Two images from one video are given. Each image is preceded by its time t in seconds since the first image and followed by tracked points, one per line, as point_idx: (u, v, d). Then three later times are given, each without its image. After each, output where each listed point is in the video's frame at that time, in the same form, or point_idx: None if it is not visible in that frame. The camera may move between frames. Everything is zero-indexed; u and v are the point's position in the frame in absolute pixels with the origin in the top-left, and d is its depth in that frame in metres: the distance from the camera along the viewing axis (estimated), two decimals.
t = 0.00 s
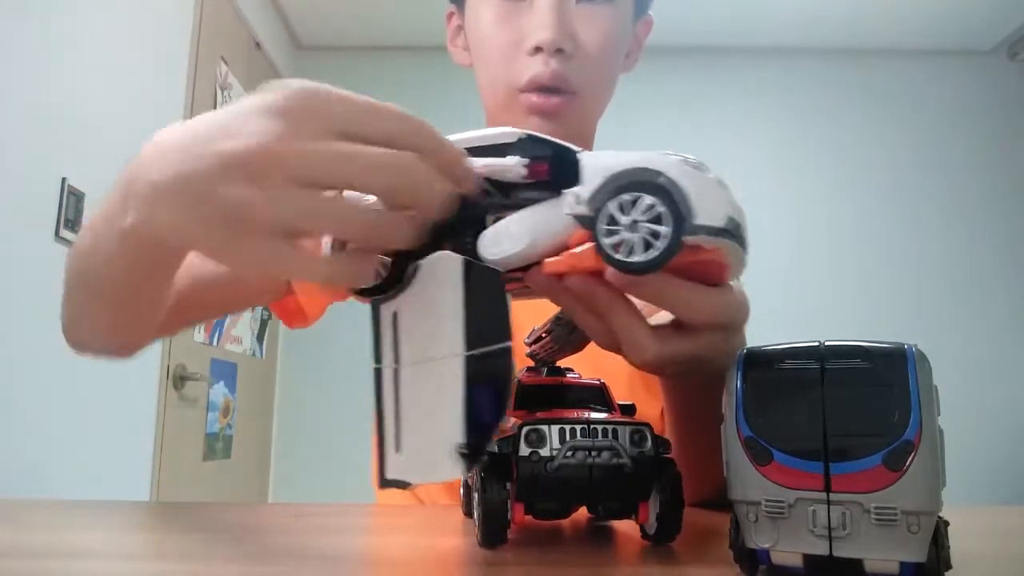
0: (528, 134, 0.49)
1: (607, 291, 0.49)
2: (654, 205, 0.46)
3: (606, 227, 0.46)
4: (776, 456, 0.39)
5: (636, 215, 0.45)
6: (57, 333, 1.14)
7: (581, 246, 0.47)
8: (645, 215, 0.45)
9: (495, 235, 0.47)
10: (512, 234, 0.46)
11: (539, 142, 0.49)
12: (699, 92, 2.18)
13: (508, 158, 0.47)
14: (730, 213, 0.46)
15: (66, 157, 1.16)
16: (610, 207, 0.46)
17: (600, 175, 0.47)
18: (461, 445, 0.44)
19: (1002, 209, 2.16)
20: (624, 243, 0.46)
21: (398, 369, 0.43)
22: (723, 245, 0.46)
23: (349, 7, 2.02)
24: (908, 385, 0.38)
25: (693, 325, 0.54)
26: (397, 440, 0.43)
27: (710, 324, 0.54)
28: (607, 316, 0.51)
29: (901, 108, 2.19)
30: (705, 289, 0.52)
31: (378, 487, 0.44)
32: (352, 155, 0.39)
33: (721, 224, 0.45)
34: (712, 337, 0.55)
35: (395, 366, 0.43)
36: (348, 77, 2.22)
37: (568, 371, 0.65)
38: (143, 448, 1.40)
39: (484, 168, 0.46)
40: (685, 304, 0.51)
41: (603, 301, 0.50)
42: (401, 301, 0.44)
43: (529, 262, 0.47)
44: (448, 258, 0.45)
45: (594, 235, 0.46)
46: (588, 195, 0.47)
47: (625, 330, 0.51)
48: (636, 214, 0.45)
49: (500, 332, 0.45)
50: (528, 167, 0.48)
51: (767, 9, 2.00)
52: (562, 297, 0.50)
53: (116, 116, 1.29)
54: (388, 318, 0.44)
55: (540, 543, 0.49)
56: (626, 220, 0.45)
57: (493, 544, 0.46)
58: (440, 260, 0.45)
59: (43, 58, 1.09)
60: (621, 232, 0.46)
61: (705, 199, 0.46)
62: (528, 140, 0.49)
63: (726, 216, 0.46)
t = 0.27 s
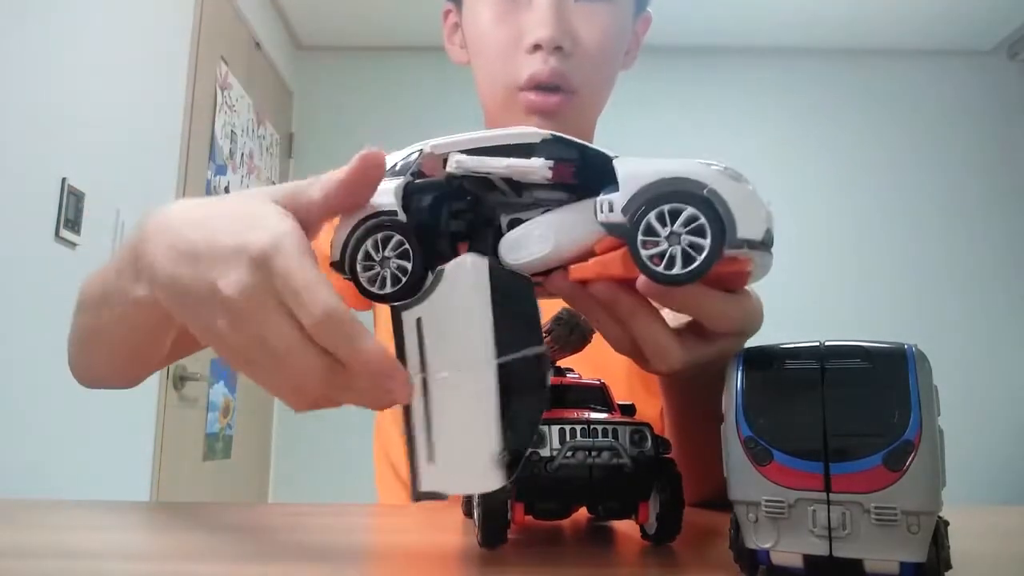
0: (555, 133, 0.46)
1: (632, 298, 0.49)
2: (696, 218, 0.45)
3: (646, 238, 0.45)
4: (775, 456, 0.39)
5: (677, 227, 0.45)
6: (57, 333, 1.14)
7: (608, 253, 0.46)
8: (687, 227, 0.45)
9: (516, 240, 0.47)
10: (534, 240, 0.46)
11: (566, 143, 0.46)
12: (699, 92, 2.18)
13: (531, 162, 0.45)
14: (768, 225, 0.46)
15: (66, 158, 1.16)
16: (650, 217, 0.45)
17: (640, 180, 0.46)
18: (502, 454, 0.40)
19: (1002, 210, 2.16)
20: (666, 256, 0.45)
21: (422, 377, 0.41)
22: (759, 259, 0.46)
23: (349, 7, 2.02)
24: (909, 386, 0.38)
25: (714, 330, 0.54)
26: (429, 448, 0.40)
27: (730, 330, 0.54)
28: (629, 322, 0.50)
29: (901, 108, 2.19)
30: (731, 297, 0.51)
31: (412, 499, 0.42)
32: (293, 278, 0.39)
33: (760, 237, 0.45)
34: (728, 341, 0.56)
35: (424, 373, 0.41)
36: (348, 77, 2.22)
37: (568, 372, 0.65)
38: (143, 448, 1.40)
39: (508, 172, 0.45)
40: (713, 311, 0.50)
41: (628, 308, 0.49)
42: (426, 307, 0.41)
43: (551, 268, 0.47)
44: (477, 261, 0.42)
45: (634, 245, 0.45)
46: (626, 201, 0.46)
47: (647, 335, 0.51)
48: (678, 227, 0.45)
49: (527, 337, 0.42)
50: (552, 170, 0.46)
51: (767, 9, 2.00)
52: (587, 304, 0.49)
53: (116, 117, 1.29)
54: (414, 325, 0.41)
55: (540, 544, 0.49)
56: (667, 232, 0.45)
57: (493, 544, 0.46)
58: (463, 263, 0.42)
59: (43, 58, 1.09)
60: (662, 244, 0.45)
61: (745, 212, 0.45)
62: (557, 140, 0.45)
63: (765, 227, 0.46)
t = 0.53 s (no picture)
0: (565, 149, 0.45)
1: (642, 320, 0.49)
2: (715, 246, 0.44)
3: (665, 266, 0.44)
4: (775, 456, 0.39)
5: (697, 256, 0.44)
6: (57, 333, 1.14)
7: (618, 271, 0.47)
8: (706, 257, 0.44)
9: (527, 259, 0.46)
10: (542, 258, 0.46)
11: (577, 161, 0.45)
12: (699, 93, 2.18)
13: (540, 179, 0.45)
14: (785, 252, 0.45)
15: (67, 158, 1.16)
16: (670, 244, 0.44)
17: (658, 206, 0.45)
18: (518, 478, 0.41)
19: (1002, 210, 2.16)
20: (685, 285, 0.44)
21: (443, 403, 0.42)
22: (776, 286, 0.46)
23: (349, 8, 2.02)
24: (909, 386, 0.38)
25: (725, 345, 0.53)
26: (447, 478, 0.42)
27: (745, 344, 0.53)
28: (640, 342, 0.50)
29: (901, 108, 2.19)
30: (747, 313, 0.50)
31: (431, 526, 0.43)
32: (303, 315, 0.42)
33: (777, 266, 0.45)
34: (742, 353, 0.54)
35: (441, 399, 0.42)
36: (348, 77, 2.22)
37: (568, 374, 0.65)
38: (143, 448, 1.41)
39: (518, 189, 0.45)
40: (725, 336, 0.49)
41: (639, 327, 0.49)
42: (438, 332, 0.42)
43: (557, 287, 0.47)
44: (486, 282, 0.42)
45: (653, 274, 0.44)
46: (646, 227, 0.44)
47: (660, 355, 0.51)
48: (697, 256, 0.44)
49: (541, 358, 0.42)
50: (563, 187, 0.46)
51: (767, 10, 2.00)
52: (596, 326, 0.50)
53: (116, 117, 1.29)
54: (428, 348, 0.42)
55: (540, 544, 0.48)
56: (686, 262, 0.44)
57: (494, 545, 0.46)
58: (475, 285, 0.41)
59: (44, 58, 1.10)
60: (681, 273, 0.44)
61: (764, 240, 0.45)
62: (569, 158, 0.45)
63: (782, 257, 0.45)
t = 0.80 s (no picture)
0: (557, 156, 0.47)
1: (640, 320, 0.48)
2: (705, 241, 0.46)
3: (656, 263, 0.45)
4: (776, 456, 0.39)
5: (688, 251, 0.45)
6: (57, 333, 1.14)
7: (614, 274, 0.47)
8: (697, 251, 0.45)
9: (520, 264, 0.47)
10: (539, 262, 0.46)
11: (569, 167, 0.47)
12: (699, 93, 2.18)
13: (533, 185, 0.47)
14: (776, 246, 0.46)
15: (67, 158, 1.16)
16: (659, 241, 0.45)
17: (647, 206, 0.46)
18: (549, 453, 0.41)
19: (1002, 210, 2.16)
20: (678, 280, 0.45)
21: (453, 404, 0.42)
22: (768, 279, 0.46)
23: (349, 8, 2.03)
24: (908, 386, 0.38)
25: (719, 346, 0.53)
26: (479, 472, 0.41)
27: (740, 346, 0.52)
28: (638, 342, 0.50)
29: (901, 108, 2.19)
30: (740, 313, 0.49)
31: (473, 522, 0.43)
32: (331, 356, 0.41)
33: (770, 259, 0.46)
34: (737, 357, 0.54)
35: (450, 400, 0.42)
36: (347, 77, 2.22)
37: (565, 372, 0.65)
38: (143, 449, 1.41)
39: (510, 195, 0.46)
40: (719, 336, 0.48)
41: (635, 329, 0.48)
42: (435, 333, 0.42)
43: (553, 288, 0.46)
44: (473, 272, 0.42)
45: (645, 272, 0.45)
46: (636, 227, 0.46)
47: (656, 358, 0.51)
48: (688, 251, 0.45)
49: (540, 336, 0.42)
50: (556, 193, 0.47)
51: (766, 10, 2.00)
52: (595, 329, 0.49)
53: (117, 117, 1.29)
54: (426, 352, 0.42)
55: (540, 544, 0.48)
56: (677, 257, 0.45)
57: (493, 544, 0.46)
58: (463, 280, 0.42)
59: (44, 58, 1.09)
60: (673, 269, 0.45)
61: (754, 234, 0.46)
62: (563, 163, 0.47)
63: (774, 251, 0.46)
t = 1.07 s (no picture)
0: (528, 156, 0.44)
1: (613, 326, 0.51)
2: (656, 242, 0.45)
3: (608, 262, 0.45)
4: (775, 456, 0.39)
5: (638, 251, 0.45)
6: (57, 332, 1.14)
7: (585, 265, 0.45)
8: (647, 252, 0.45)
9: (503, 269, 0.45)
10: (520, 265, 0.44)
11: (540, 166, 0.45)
12: (699, 93, 2.18)
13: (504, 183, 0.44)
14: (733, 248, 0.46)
15: (67, 157, 1.16)
16: (612, 241, 0.45)
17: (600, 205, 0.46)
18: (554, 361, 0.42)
19: (1002, 209, 2.16)
20: (626, 280, 0.45)
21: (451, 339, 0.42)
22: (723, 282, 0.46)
23: (349, 8, 2.03)
24: (908, 385, 0.38)
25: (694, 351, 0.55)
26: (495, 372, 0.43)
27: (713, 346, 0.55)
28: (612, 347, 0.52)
29: (901, 107, 2.19)
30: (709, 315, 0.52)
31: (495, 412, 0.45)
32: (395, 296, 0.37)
33: (722, 261, 0.45)
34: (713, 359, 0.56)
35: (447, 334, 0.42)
36: (347, 77, 2.22)
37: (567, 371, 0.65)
38: (143, 448, 1.41)
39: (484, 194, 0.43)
40: (682, 332, 0.51)
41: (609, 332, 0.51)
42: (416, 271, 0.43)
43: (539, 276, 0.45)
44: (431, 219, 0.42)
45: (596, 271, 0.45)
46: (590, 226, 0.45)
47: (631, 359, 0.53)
48: (638, 251, 0.45)
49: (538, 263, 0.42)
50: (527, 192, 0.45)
51: (766, 10, 2.00)
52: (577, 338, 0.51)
53: (116, 116, 1.29)
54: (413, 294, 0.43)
55: (541, 544, 0.48)
56: (627, 257, 0.45)
57: (494, 545, 0.46)
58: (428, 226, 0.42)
59: (44, 57, 1.10)
60: (622, 269, 0.45)
61: (706, 237, 0.45)
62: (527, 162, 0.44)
63: (728, 254, 0.46)
